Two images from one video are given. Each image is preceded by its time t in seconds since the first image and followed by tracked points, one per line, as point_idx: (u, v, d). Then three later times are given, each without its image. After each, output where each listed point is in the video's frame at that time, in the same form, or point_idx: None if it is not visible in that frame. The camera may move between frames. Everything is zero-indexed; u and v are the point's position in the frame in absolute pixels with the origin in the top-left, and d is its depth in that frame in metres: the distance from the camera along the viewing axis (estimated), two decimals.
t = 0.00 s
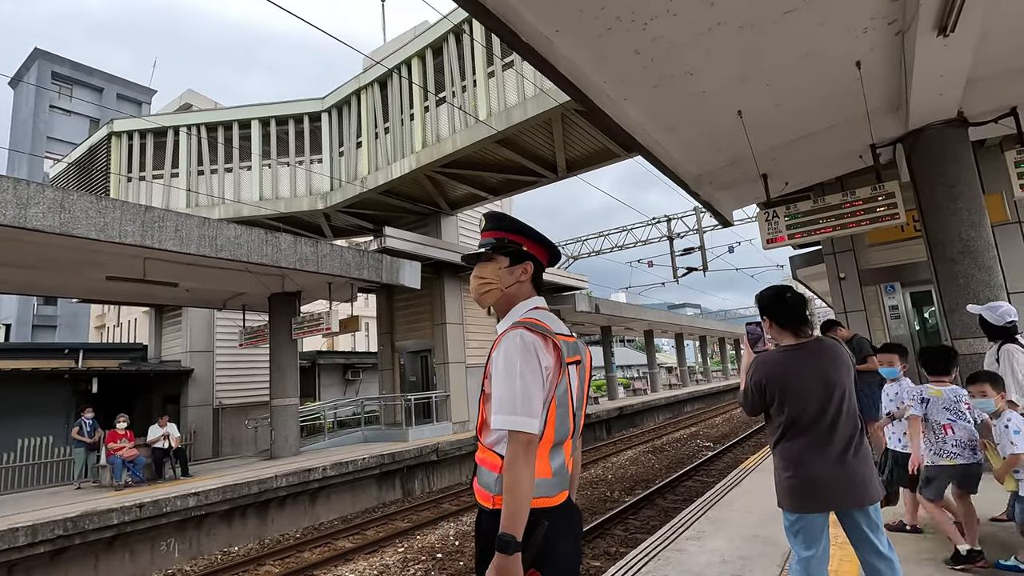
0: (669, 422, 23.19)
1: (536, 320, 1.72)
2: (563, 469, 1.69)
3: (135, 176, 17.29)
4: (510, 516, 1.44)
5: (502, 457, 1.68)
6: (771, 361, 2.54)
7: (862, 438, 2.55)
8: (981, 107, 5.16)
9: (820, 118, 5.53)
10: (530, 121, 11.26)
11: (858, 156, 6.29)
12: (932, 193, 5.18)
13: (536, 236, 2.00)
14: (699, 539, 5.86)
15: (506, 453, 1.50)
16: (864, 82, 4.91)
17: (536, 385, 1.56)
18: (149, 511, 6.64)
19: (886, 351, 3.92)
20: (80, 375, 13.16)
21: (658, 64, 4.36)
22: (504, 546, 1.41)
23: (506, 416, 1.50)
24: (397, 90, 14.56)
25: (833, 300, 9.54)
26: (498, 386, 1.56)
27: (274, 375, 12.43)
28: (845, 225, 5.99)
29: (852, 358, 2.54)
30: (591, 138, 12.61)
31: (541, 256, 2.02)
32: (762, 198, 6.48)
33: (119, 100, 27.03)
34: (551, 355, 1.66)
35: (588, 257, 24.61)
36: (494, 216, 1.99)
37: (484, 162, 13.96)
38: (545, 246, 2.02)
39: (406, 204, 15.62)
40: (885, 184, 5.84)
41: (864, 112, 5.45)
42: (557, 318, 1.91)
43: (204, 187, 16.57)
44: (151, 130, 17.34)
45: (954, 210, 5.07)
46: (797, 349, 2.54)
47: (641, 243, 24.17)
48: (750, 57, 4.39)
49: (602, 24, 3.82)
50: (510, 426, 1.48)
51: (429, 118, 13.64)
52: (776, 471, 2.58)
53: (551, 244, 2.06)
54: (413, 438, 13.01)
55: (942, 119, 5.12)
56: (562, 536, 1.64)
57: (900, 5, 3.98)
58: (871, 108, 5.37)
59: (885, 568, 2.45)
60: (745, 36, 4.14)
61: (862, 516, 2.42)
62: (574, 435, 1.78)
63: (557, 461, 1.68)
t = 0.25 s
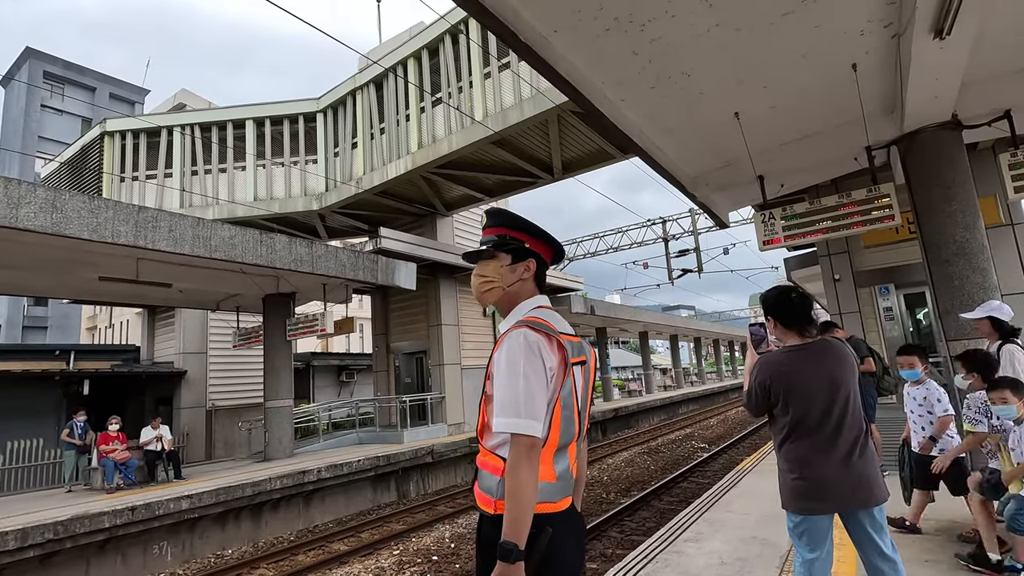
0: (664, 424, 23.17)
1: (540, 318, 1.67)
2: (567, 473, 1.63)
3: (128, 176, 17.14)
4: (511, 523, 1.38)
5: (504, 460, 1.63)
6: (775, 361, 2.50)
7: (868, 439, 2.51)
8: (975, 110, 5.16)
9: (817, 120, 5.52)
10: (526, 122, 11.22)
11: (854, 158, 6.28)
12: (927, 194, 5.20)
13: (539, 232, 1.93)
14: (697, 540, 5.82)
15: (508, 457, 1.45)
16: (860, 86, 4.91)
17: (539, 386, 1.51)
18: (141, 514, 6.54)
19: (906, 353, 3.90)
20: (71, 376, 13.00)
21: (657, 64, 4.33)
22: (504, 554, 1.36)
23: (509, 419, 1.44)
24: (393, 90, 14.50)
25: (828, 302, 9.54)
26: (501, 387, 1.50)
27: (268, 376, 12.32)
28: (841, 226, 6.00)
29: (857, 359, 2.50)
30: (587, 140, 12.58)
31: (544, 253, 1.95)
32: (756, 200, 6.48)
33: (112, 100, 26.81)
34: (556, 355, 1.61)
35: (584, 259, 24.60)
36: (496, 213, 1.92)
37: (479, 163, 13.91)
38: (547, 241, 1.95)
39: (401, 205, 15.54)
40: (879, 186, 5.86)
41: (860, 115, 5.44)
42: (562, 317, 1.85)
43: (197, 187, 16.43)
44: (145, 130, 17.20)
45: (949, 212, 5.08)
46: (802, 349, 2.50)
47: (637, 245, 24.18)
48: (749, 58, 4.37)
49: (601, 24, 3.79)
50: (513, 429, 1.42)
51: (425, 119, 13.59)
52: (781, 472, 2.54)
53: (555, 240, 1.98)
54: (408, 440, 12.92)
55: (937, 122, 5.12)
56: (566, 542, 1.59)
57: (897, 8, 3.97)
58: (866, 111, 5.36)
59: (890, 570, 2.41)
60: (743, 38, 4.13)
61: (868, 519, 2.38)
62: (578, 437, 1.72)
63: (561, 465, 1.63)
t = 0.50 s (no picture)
0: (660, 424, 23.18)
1: (538, 319, 1.65)
2: (567, 478, 1.61)
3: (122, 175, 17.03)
4: (509, 532, 1.36)
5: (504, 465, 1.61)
6: (774, 361, 2.49)
7: (867, 439, 2.50)
8: (970, 113, 5.19)
9: (813, 122, 5.54)
10: (523, 123, 11.21)
11: (849, 159, 6.30)
12: (922, 196, 5.21)
13: (535, 227, 1.88)
14: (695, 541, 5.81)
15: (505, 464, 1.42)
16: (857, 88, 4.92)
17: (537, 389, 1.49)
18: (136, 515, 6.49)
19: (922, 351, 3.80)
20: (65, 376, 12.90)
21: (655, 65, 4.33)
22: (502, 565, 1.34)
23: (507, 423, 1.42)
24: (389, 90, 14.47)
25: (824, 303, 9.57)
26: (498, 391, 1.48)
27: (264, 377, 12.26)
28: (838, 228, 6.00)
29: (856, 359, 2.49)
30: (584, 140, 12.59)
31: (542, 249, 1.90)
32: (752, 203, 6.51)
33: (106, 99, 26.66)
34: (554, 357, 1.59)
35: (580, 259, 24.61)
36: (492, 211, 1.90)
37: (476, 163, 13.90)
38: (545, 236, 1.89)
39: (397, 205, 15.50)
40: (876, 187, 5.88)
41: (856, 117, 5.46)
42: (563, 317, 1.83)
43: (193, 187, 16.33)
44: (140, 129, 17.10)
45: (944, 213, 5.11)
46: (801, 350, 2.49)
47: (633, 246, 24.21)
48: (746, 60, 4.38)
49: (599, 25, 3.78)
50: (511, 435, 1.40)
51: (422, 119, 13.56)
52: (780, 472, 2.54)
53: (554, 235, 1.92)
54: (404, 441, 12.88)
55: (933, 124, 5.14)
56: (568, 547, 1.57)
57: (894, 10, 3.98)
58: (863, 112, 5.38)
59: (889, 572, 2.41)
60: (740, 39, 4.13)
61: (867, 520, 2.38)
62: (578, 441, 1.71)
63: (562, 469, 1.61)
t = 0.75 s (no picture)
0: (656, 425, 23.21)
1: (530, 320, 1.63)
2: (567, 481, 1.60)
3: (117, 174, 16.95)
4: (496, 541, 1.37)
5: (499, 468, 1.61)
6: (771, 361, 2.50)
7: (863, 440, 2.51)
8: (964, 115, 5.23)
9: (810, 124, 5.57)
10: (521, 123, 11.21)
11: (845, 161, 6.33)
12: (918, 199, 5.28)
13: (518, 222, 1.82)
14: (692, 541, 5.82)
15: (493, 471, 1.43)
16: (854, 90, 4.94)
17: (525, 393, 1.48)
18: (130, 516, 6.47)
19: (930, 349, 3.84)
20: (58, 376, 12.82)
21: (653, 66, 4.34)
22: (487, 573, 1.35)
23: (493, 430, 1.42)
24: (387, 91, 14.45)
25: (819, 304, 9.60)
26: (487, 397, 1.49)
27: (260, 377, 12.21)
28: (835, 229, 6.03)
29: (852, 359, 2.50)
30: (581, 141, 12.61)
31: (527, 244, 1.83)
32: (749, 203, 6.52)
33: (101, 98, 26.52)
34: (545, 360, 1.57)
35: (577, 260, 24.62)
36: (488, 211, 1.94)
37: (473, 164, 13.90)
38: (526, 230, 1.80)
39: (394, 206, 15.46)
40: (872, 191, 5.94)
41: (853, 119, 5.49)
42: (560, 315, 1.81)
43: (188, 187, 16.26)
44: (135, 128, 17.02)
45: (940, 216, 5.14)
46: (798, 350, 2.50)
47: (629, 247, 24.25)
48: (743, 62, 4.40)
49: (598, 26, 3.79)
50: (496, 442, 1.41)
51: (419, 120, 13.55)
52: (777, 473, 2.54)
53: (540, 229, 1.82)
54: (400, 441, 12.85)
55: (928, 126, 5.18)
56: (566, 551, 1.55)
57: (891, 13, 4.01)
58: (860, 115, 5.40)
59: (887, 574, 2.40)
60: (738, 41, 4.15)
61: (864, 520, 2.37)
62: (579, 442, 1.68)
63: (560, 473, 1.59)
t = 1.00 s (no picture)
0: (650, 427, 23.25)
1: (512, 324, 1.68)
2: (557, 483, 1.63)
3: (111, 174, 16.86)
4: (473, 544, 1.45)
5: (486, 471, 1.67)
6: (764, 363, 2.54)
7: (857, 441, 2.52)
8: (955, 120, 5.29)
9: (803, 128, 5.62)
10: (516, 125, 11.23)
11: (837, 165, 6.39)
12: (910, 203, 5.34)
13: (481, 229, 1.84)
14: (686, 542, 5.84)
15: (475, 476, 1.51)
16: (846, 95, 5.00)
17: (504, 399, 1.53)
18: (122, 518, 6.44)
19: (925, 350, 3.94)
20: (50, 377, 12.72)
21: (648, 70, 4.38)
22: None
23: (472, 436, 1.49)
24: (382, 92, 14.45)
25: (812, 307, 9.66)
26: (469, 404, 1.56)
27: (254, 379, 12.16)
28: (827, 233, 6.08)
29: (845, 361, 2.52)
30: (577, 143, 12.64)
31: (496, 249, 1.86)
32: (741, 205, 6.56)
33: (94, 97, 26.35)
34: (525, 364, 1.62)
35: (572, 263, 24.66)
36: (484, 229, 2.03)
37: (469, 165, 13.91)
38: (486, 238, 1.82)
39: (390, 207, 15.45)
40: (864, 193, 6.00)
41: (843, 123, 5.55)
42: (548, 316, 1.83)
43: (183, 187, 16.19)
44: (129, 128, 16.95)
45: (931, 219, 5.21)
46: (790, 352, 2.53)
47: (624, 249, 24.31)
48: (737, 66, 4.44)
49: (592, 30, 3.83)
50: (474, 449, 1.48)
51: (415, 121, 13.56)
52: (770, 474, 2.58)
53: (501, 233, 1.80)
54: (395, 443, 12.83)
55: (919, 131, 5.24)
56: (555, 553, 1.58)
57: (881, 19, 4.06)
58: (850, 119, 5.47)
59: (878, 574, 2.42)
60: (731, 46, 4.19)
61: (855, 521, 2.39)
62: (572, 444, 1.70)
63: (548, 475, 1.62)
